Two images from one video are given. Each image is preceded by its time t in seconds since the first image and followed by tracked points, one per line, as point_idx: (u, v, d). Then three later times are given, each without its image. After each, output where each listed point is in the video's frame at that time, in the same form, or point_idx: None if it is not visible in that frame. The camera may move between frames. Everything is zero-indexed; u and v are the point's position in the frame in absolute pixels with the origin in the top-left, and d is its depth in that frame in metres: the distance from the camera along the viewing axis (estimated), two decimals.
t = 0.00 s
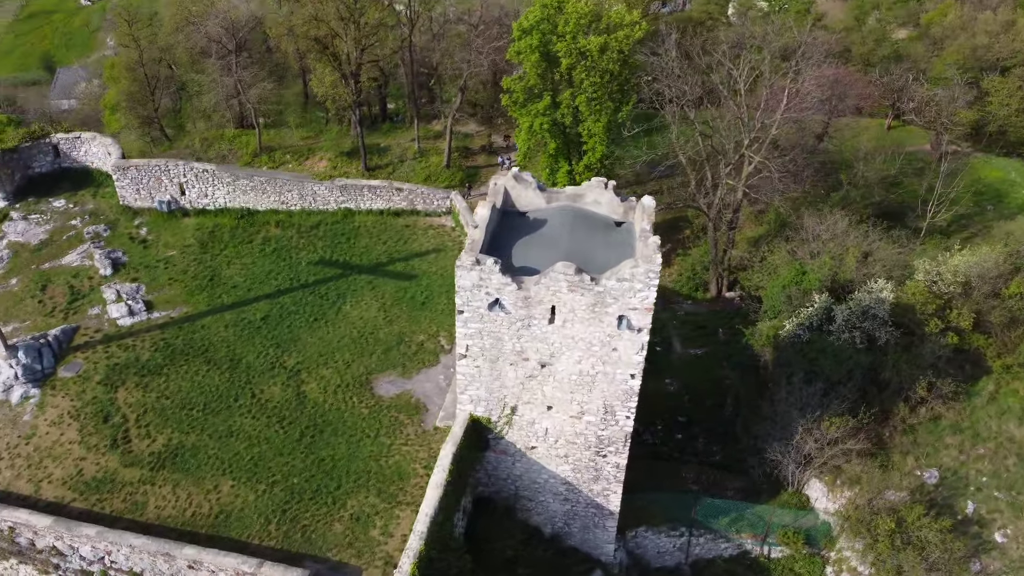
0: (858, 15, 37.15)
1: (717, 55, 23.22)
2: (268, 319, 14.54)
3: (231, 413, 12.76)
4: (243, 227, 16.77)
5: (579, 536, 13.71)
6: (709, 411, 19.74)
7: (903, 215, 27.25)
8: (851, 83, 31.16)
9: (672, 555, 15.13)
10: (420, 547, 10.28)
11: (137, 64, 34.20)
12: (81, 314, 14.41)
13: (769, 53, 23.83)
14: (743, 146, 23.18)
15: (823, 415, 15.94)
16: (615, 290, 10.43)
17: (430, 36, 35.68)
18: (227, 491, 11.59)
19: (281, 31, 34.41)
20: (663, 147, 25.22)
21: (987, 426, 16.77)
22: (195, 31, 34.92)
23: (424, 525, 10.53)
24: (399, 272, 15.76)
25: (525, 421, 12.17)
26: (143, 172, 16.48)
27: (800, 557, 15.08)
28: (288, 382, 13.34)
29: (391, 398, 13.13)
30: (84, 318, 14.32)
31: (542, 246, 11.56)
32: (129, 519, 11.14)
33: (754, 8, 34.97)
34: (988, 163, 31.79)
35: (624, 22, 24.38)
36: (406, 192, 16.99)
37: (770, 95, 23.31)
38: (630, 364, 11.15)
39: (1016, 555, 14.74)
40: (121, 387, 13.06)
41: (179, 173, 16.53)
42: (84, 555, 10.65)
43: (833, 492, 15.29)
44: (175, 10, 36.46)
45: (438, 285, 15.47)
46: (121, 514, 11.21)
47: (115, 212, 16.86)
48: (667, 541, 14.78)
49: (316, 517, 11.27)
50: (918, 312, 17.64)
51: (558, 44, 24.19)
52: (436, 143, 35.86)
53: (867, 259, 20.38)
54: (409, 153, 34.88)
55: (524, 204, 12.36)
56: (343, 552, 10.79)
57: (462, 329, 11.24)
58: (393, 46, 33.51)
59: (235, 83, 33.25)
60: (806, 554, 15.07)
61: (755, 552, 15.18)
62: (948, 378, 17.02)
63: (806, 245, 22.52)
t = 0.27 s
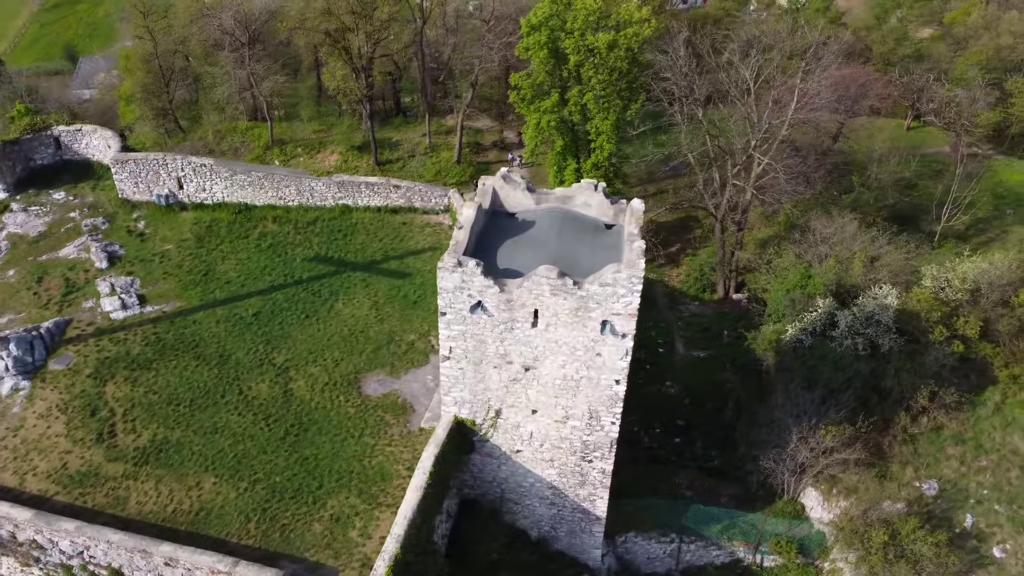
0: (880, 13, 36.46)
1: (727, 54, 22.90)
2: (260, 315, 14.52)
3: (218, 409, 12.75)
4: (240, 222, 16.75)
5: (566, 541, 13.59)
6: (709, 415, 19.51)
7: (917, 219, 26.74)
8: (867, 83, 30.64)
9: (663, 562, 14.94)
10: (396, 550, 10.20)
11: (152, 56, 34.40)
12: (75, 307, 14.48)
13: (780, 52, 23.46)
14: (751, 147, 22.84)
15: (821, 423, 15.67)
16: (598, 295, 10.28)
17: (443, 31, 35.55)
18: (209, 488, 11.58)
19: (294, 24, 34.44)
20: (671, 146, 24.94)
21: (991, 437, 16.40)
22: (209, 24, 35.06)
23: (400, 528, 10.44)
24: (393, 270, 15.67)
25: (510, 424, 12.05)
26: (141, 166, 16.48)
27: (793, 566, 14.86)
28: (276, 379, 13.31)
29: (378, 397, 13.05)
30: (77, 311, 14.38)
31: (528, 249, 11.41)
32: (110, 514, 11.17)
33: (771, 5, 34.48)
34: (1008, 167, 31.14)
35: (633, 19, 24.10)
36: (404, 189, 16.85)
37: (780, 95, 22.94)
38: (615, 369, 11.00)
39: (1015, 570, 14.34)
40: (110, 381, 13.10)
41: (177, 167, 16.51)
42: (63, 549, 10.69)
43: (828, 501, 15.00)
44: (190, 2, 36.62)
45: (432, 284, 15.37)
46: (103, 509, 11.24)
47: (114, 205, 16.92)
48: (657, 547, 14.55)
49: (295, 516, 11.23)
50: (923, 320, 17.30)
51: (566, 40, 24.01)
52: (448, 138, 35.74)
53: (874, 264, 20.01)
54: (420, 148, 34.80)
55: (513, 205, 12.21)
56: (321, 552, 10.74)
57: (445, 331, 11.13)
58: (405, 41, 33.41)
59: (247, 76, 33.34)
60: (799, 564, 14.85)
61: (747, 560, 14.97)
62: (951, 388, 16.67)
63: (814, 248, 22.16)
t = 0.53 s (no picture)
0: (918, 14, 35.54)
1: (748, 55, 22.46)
2: (258, 308, 14.55)
3: (210, 401, 12.80)
4: (246, 214, 16.80)
5: (556, 546, 13.45)
6: (715, 422, 19.18)
7: (944, 228, 26.04)
8: (899, 87, 29.84)
9: (657, 571, 14.63)
10: (374, 551, 10.14)
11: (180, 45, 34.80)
12: (78, 295, 14.62)
13: (804, 53, 22.98)
14: (771, 150, 22.40)
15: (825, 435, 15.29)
16: (585, 301, 10.11)
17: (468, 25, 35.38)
18: (195, 481, 11.62)
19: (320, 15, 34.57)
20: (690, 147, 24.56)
21: (1004, 457, 15.90)
22: (238, 14, 35.35)
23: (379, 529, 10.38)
24: (395, 267, 15.62)
25: (499, 428, 11.93)
26: (150, 156, 16.62)
27: None
28: (270, 374, 13.33)
29: (369, 395, 13.01)
30: (80, 299, 14.52)
31: (518, 251, 11.26)
32: (96, 503, 11.25)
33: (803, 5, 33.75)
34: None
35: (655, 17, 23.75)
36: (409, 185, 16.77)
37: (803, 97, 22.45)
38: (603, 377, 10.82)
39: None
40: (107, 370, 13.20)
41: (185, 158, 16.62)
42: (47, 536, 10.78)
43: (830, 515, 14.49)
44: None
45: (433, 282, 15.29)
46: (89, 498, 11.32)
47: (124, 194, 17.07)
48: (651, 555, 14.28)
49: (278, 513, 11.22)
50: (937, 332, 16.83)
51: (586, 38, 23.78)
52: (471, 132, 35.65)
53: (892, 273, 19.53)
54: (443, 142, 34.77)
55: (507, 206, 12.06)
56: (300, 550, 10.71)
57: (431, 333, 11.02)
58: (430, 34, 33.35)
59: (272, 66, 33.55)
60: None
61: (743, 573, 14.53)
62: (964, 404, 16.20)
63: (832, 255, 21.68)
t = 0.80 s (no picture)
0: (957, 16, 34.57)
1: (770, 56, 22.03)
2: (260, 302, 14.59)
3: (206, 394, 12.86)
4: (254, 207, 16.85)
5: (548, 551, 13.31)
6: (722, 429, 18.87)
7: (972, 237, 25.32)
8: (930, 90, 29.08)
9: None
10: (354, 551, 10.10)
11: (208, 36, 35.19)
12: (84, 283, 14.78)
13: (829, 55, 22.49)
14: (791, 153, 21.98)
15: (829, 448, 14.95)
16: (574, 306, 9.96)
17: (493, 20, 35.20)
18: (186, 473, 11.68)
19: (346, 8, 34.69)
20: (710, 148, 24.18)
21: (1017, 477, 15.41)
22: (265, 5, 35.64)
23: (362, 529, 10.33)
24: (398, 264, 15.56)
25: (489, 431, 11.83)
26: (161, 146, 16.75)
27: None
28: (267, 368, 13.36)
29: (364, 392, 12.97)
30: (86, 287, 14.69)
31: (513, 252, 11.12)
32: (88, 491, 11.37)
33: (835, 5, 33.05)
34: None
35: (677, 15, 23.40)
36: (417, 182, 16.69)
37: (825, 100, 21.98)
38: (593, 383, 10.66)
39: None
40: (107, 359, 13.32)
41: (195, 150, 16.72)
42: (38, 523, 10.91)
43: (831, 530, 13.97)
44: None
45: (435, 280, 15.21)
46: (81, 486, 11.44)
47: (135, 183, 17.25)
48: (646, 563, 14.19)
49: (266, 508, 11.24)
50: (952, 345, 16.38)
51: (606, 36, 23.53)
52: (493, 128, 35.53)
53: (910, 283, 19.05)
54: (464, 137, 34.73)
55: (505, 207, 11.92)
56: (285, 546, 10.72)
57: (422, 333, 10.94)
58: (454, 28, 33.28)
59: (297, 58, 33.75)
60: None
61: None
62: (977, 421, 15.75)
63: (850, 262, 21.21)
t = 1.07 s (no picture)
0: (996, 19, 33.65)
1: (792, 57, 21.61)
2: (261, 295, 14.63)
3: (202, 385, 12.92)
4: (262, 199, 16.91)
5: (539, 555, 13.18)
6: (729, 435, 18.59)
7: (999, 247, 24.67)
8: (963, 94, 28.35)
9: None
10: (335, 550, 10.07)
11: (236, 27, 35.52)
12: (91, 272, 14.94)
13: (854, 57, 22.01)
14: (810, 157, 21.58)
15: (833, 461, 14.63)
16: (562, 311, 9.81)
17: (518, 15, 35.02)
18: (177, 464, 11.75)
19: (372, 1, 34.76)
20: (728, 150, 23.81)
21: None
22: None
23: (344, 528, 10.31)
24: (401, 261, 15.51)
25: (480, 433, 11.72)
26: (172, 137, 16.88)
27: None
28: (264, 361, 13.38)
29: (359, 389, 12.95)
30: (92, 276, 14.84)
31: (505, 253, 10.99)
32: (80, 479, 11.48)
33: (867, 5, 32.34)
34: None
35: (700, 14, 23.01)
36: (424, 178, 16.59)
37: (848, 103, 21.52)
38: (582, 389, 10.51)
39: None
40: (108, 348, 13.44)
41: (206, 141, 16.82)
42: (29, 509, 11.03)
43: (832, 544, 13.67)
44: None
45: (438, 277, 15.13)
46: (74, 473, 11.55)
47: (146, 173, 17.38)
48: (640, 571, 13.86)
49: (252, 502, 11.26)
50: (966, 359, 15.95)
51: (625, 34, 23.27)
52: (516, 124, 35.43)
53: (929, 293, 18.59)
54: (487, 133, 34.67)
55: (501, 207, 11.79)
56: (269, 541, 10.74)
57: (411, 333, 10.87)
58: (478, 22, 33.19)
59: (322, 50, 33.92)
60: None
61: None
62: (989, 438, 15.32)
63: (868, 270, 20.78)
